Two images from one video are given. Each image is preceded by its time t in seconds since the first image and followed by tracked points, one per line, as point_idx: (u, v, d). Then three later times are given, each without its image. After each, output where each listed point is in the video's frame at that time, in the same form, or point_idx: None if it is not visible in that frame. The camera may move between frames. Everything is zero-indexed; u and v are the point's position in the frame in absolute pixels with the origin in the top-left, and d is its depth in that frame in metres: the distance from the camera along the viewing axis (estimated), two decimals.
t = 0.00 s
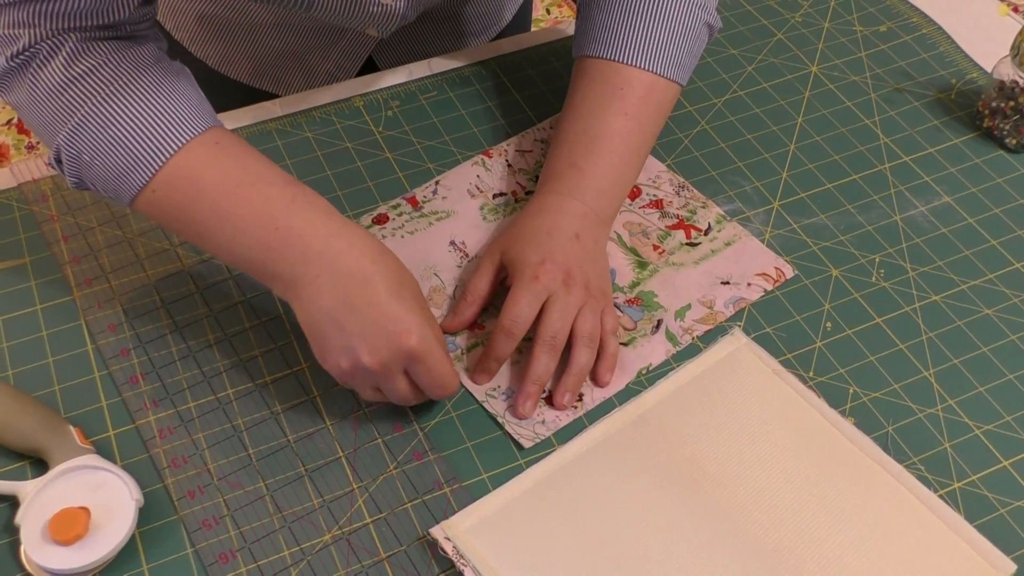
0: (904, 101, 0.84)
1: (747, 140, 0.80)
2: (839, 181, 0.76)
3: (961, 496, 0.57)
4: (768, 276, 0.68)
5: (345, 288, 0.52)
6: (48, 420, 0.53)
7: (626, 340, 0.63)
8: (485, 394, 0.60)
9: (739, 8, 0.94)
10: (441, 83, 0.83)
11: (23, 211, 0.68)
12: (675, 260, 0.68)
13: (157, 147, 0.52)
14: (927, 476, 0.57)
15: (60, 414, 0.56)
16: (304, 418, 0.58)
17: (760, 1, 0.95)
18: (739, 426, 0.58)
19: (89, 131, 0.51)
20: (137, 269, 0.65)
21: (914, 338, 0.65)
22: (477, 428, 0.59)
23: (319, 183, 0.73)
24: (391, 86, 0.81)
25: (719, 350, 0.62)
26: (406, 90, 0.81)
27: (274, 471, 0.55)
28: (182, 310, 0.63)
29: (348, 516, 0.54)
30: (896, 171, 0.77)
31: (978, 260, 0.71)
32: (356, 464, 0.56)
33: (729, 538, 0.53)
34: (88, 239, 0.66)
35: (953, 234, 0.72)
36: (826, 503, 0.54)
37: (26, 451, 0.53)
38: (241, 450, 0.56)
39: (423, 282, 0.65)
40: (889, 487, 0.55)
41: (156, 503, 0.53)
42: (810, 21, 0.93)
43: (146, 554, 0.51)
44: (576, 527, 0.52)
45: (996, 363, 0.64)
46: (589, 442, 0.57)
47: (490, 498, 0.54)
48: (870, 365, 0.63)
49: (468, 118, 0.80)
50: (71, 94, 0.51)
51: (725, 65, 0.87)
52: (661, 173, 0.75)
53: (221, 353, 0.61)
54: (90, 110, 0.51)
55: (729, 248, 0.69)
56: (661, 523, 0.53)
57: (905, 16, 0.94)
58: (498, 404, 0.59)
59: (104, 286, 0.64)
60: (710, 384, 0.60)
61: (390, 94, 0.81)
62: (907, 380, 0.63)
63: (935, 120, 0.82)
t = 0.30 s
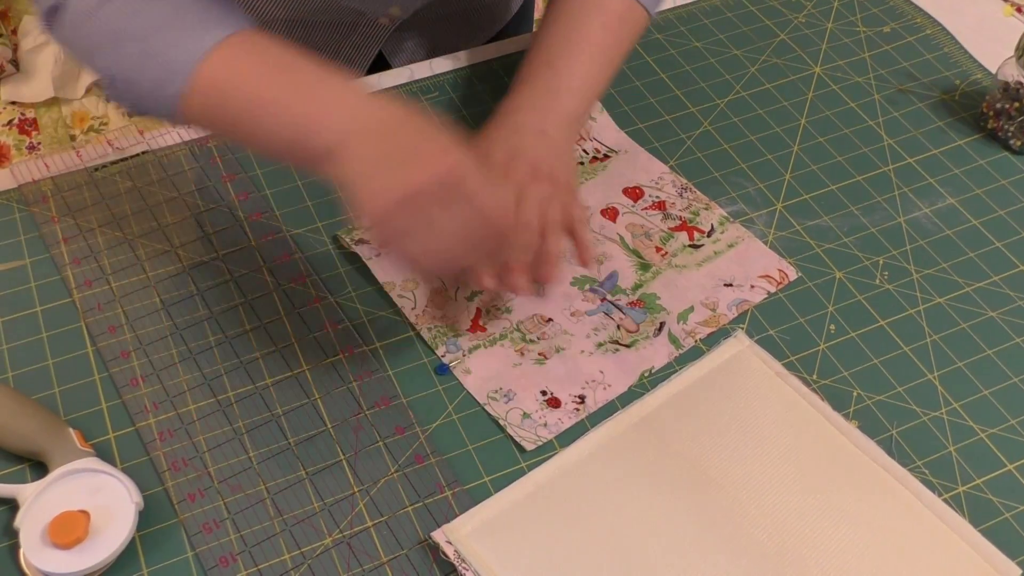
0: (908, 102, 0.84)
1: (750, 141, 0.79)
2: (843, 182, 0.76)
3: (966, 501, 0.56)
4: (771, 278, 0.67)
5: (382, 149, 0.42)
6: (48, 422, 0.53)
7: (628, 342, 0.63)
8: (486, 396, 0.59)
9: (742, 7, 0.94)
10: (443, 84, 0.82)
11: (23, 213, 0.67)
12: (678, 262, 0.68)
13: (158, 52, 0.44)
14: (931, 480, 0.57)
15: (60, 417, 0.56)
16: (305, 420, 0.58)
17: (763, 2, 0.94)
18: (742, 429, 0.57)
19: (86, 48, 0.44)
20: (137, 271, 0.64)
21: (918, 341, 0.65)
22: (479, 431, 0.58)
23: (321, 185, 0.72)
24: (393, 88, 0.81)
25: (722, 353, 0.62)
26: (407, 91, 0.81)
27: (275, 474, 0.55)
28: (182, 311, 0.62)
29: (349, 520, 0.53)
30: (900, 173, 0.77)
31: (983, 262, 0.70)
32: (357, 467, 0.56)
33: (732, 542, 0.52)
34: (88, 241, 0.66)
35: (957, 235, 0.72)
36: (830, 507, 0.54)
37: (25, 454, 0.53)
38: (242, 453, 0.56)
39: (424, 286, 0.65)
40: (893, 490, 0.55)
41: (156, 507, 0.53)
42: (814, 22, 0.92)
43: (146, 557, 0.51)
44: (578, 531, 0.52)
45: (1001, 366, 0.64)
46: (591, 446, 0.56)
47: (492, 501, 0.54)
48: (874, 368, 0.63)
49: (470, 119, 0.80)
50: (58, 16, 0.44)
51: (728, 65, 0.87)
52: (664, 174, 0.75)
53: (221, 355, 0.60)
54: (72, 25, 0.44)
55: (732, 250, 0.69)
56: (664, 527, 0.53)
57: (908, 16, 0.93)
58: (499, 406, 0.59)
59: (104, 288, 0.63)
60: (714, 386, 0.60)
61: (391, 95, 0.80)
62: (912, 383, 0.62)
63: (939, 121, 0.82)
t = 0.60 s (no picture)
0: (912, 102, 0.83)
1: (753, 142, 0.79)
2: (847, 183, 0.75)
3: (971, 505, 0.56)
4: (774, 279, 0.67)
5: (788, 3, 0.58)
6: (47, 425, 0.53)
7: (630, 345, 0.62)
8: (487, 398, 0.59)
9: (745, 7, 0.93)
10: (444, 84, 0.82)
11: (22, 214, 0.67)
12: (680, 264, 0.67)
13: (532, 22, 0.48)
14: (936, 485, 0.57)
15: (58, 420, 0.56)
16: (305, 423, 0.57)
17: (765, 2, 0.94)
18: (745, 433, 0.57)
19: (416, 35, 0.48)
20: (137, 272, 0.64)
21: (922, 344, 0.64)
22: (480, 434, 0.58)
23: (321, 185, 0.72)
24: (393, 88, 0.81)
25: (725, 355, 0.61)
26: (408, 91, 0.81)
27: (275, 477, 0.55)
28: (182, 313, 0.62)
29: (349, 524, 0.53)
30: (903, 175, 0.77)
31: (987, 265, 0.70)
32: (358, 470, 0.55)
33: (734, 547, 0.52)
34: (87, 242, 0.66)
35: (962, 238, 0.72)
36: (833, 512, 0.54)
37: (23, 456, 0.52)
38: (242, 456, 0.55)
39: (424, 289, 0.64)
40: (897, 496, 0.54)
41: (154, 510, 0.53)
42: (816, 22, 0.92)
43: (144, 561, 0.51)
44: (580, 535, 0.52)
45: (1005, 369, 0.63)
46: (592, 450, 0.56)
47: (493, 506, 0.53)
48: (878, 371, 0.62)
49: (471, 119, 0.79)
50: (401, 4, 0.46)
51: (730, 66, 0.87)
52: (667, 175, 0.74)
53: (221, 357, 0.60)
54: (525, 8, 0.47)
55: (735, 251, 0.68)
56: (666, 531, 0.52)
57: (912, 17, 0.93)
58: (500, 409, 0.59)
59: (104, 289, 0.63)
60: (717, 389, 0.59)
61: (392, 95, 0.80)
62: (916, 386, 0.62)
63: (943, 123, 0.81)
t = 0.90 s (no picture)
0: (917, 104, 0.83)
1: (757, 144, 0.78)
2: (850, 186, 0.75)
3: (975, 511, 0.55)
4: (778, 283, 0.66)
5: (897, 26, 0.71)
6: (44, 429, 0.52)
7: (632, 349, 0.62)
8: (488, 402, 0.59)
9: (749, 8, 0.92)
10: (445, 85, 0.81)
11: (19, 216, 0.67)
12: (683, 267, 0.67)
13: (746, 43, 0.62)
14: (940, 491, 0.56)
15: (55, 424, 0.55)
16: (305, 427, 0.57)
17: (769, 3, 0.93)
18: (748, 439, 0.57)
19: (639, 31, 0.58)
20: (136, 275, 0.64)
21: (926, 348, 0.64)
22: (480, 438, 0.57)
23: (321, 188, 0.71)
24: (394, 89, 0.80)
25: (728, 360, 0.61)
26: (409, 92, 0.80)
27: (273, 482, 0.54)
28: (181, 316, 0.62)
29: (349, 529, 0.53)
30: (908, 177, 0.76)
31: (993, 269, 0.69)
32: (357, 474, 0.55)
33: (736, 554, 0.52)
34: (86, 245, 0.65)
35: (967, 241, 0.71)
36: (836, 519, 0.53)
37: (20, 461, 0.52)
38: (241, 461, 0.55)
39: (425, 293, 0.64)
40: (902, 502, 0.54)
41: (153, 515, 0.52)
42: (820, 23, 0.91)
43: (141, 567, 0.50)
44: (580, 541, 0.51)
45: (1011, 374, 0.63)
46: (594, 455, 0.55)
47: (493, 511, 0.53)
48: (882, 376, 0.62)
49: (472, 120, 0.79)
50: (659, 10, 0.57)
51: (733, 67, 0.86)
52: (669, 177, 0.74)
53: (220, 360, 0.60)
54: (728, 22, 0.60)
55: (738, 254, 0.68)
56: (668, 537, 0.52)
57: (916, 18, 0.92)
58: (500, 413, 0.58)
59: (102, 292, 0.63)
60: (719, 393, 0.59)
61: (393, 96, 0.79)
62: (920, 391, 0.61)
63: (948, 125, 0.81)
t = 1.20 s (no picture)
0: (920, 106, 0.82)
1: (758, 147, 0.78)
2: (853, 189, 0.74)
3: (978, 517, 0.55)
4: (779, 287, 0.66)
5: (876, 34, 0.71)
6: (42, 435, 0.52)
7: (633, 354, 0.61)
8: (488, 408, 0.58)
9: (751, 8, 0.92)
10: (445, 87, 0.81)
11: (18, 220, 0.66)
12: (684, 271, 0.66)
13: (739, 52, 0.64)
14: (944, 497, 0.56)
15: (53, 430, 0.55)
16: (304, 432, 0.57)
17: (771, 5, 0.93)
18: (749, 445, 0.56)
19: (627, 42, 0.59)
20: (135, 279, 0.63)
21: (929, 352, 0.63)
22: (480, 444, 0.57)
23: (321, 191, 0.71)
24: (394, 91, 0.80)
25: (730, 365, 0.60)
26: (409, 94, 0.80)
27: (272, 488, 0.54)
28: (180, 321, 0.61)
29: (348, 535, 0.52)
30: (910, 179, 0.76)
31: (996, 272, 0.69)
32: (357, 481, 0.55)
33: (738, 561, 0.51)
34: (84, 248, 0.65)
35: (970, 244, 0.71)
36: (839, 526, 0.53)
37: (18, 468, 0.52)
38: (240, 466, 0.55)
39: (424, 298, 0.64)
40: (905, 509, 0.53)
41: (152, 522, 0.52)
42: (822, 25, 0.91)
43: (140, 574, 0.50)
44: (581, 548, 0.51)
45: (1014, 378, 0.62)
46: (595, 461, 0.55)
47: (493, 518, 0.52)
48: (885, 381, 0.61)
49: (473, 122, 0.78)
50: (642, 24, 0.58)
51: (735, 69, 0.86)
52: (671, 180, 0.73)
53: (219, 365, 0.59)
54: (716, 32, 0.62)
55: (740, 258, 0.67)
56: (668, 545, 0.52)
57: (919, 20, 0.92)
58: (501, 419, 0.58)
59: (100, 297, 0.62)
60: (721, 398, 0.59)
61: (393, 98, 0.79)
62: (923, 396, 0.61)
63: (951, 127, 0.80)
